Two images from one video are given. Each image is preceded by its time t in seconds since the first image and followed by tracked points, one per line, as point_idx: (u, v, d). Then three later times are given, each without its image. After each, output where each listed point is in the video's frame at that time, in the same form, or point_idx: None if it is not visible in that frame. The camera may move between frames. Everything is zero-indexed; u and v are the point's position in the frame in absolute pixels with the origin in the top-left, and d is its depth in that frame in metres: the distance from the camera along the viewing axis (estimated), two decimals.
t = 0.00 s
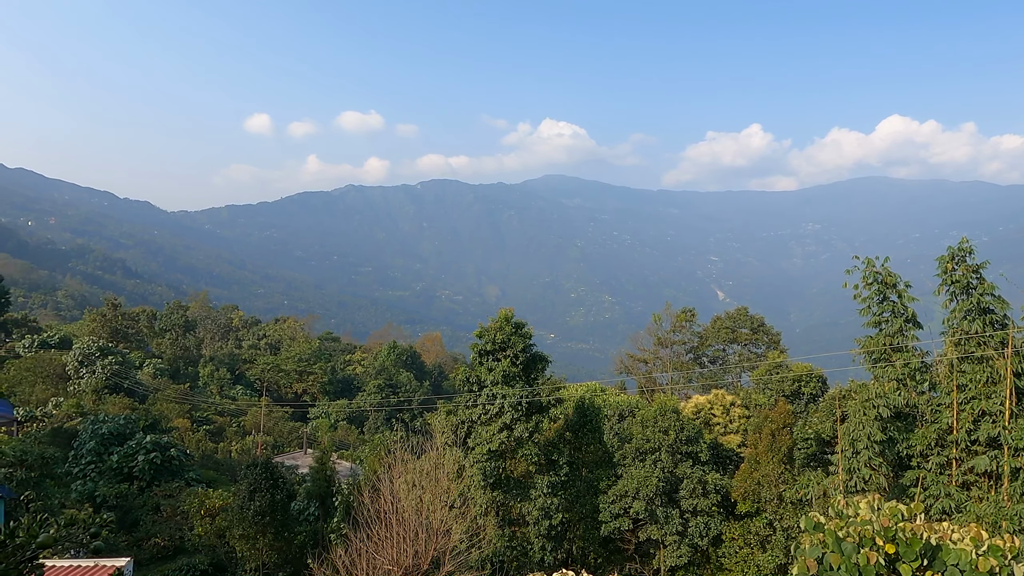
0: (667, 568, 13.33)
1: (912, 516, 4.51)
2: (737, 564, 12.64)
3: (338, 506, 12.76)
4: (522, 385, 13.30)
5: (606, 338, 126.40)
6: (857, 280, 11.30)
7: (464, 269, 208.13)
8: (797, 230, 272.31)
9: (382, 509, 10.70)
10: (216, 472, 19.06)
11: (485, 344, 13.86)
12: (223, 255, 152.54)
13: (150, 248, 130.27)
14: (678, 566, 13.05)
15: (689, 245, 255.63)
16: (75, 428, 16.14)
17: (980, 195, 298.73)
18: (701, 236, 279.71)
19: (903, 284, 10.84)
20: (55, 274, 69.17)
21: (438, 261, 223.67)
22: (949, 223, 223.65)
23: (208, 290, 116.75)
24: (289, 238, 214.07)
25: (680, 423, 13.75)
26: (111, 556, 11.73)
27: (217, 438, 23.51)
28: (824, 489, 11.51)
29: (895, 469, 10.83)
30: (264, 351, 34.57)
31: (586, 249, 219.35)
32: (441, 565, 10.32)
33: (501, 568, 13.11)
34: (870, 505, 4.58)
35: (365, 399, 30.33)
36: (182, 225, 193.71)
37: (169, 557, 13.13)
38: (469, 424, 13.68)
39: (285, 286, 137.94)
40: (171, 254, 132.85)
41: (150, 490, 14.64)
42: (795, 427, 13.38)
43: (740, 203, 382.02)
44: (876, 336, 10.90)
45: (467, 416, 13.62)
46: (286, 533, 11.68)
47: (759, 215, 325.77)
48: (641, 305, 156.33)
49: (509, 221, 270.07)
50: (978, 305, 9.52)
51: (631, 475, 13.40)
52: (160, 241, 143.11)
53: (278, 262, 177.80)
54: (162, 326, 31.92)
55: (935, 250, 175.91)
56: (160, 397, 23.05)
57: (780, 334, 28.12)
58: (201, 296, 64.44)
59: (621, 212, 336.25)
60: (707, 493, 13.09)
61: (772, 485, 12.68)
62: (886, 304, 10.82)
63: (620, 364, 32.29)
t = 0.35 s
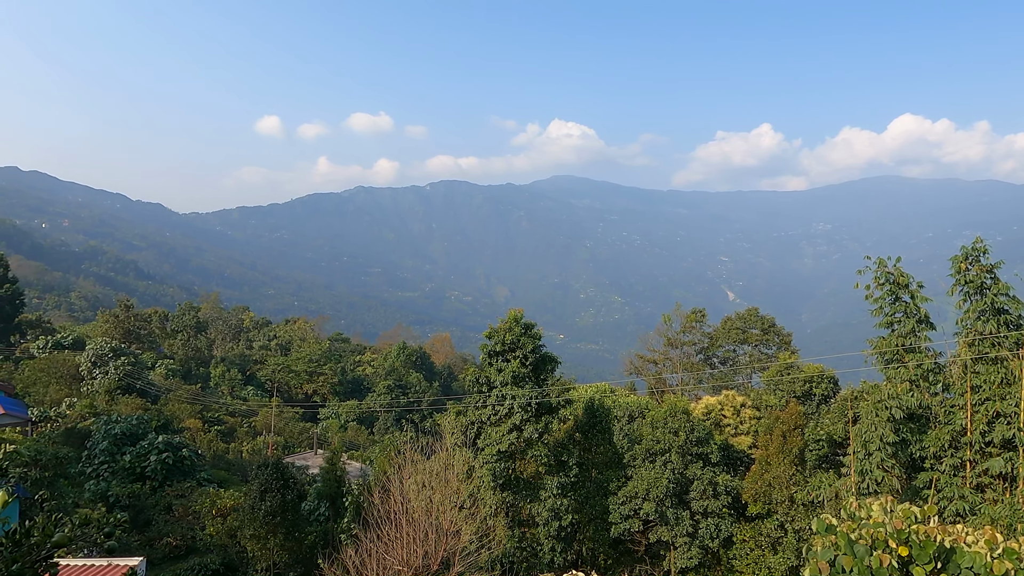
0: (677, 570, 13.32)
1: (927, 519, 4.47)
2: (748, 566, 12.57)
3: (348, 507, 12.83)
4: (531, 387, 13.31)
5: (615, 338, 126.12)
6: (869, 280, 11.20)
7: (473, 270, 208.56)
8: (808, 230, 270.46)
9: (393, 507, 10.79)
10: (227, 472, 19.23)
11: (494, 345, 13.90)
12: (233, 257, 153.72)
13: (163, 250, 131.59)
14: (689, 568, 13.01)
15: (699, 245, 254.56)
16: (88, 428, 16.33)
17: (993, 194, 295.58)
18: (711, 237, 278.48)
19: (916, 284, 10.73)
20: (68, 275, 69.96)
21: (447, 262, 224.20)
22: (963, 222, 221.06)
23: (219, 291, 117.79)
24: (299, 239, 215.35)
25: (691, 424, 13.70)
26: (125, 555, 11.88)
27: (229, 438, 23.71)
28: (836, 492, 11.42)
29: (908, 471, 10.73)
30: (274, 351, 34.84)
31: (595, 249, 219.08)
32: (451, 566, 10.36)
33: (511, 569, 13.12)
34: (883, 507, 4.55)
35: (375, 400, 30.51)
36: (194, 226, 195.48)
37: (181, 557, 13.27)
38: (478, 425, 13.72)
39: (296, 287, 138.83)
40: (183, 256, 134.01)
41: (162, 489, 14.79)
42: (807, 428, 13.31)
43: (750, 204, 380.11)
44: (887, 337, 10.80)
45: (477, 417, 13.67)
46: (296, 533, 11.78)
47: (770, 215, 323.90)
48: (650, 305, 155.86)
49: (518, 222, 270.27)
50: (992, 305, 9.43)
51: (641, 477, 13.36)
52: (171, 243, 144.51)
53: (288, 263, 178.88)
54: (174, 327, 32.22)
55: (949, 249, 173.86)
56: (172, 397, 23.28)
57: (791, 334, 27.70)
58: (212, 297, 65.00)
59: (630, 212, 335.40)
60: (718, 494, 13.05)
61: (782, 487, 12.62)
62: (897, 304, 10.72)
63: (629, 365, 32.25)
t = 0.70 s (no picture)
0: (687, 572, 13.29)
1: (938, 521, 4.42)
2: (758, 566, 12.54)
3: (358, 507, 12.90)
4: (541, 387, 13.32)
5: (625, 339, 125.73)
6: (881, 279, 11.12)
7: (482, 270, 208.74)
8: (818, 230, 268.42)
9: (403, 507, 10.84)
10: (238, 472, 19.39)
11: (504, 345, 13.90)
12: (244, 258, 154.82)
13: (174, 251, 132.75)
14: (699, 569, 12.97)
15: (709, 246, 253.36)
16: (101, 428, 16.52)
17: (1007, 194, 292.42)
18: (721, 237, 277.13)
19: (929, 284, 10.65)
20: (81, 277, 70.65)
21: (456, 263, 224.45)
22: (977, 221, 218.40)
23: (230, 292, 118.78)
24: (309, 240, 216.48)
25: (701, 425, 13.65)
26: (137, 554, 12.02)
27: (239, 438, 23.86)
28: (847, 493, 11.31)
29: (920, 472, 10.68)
30: (285, 351, 35.11)
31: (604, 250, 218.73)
32: (460, 566, 10.39)
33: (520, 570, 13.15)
34: (895, 509, 4.53)
35: (384, 400, 30.67)
36: (205, 228, 197.19)
37: (193, 556, 13.42)
38: (488, 425, 13.75)
39: (306, 288, 139.64)
40: (194, 257, 135.02)
41: (174, 489, 14.95)
42: (818, 429, 13.27)
43: (760, 204, 377.97)
44: (899, 337, 10.73)
45: (486, 418, 13.71)
46: (307, 533, 11.86)
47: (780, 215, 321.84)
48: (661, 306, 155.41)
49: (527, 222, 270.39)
50: (1006, 306, 9.35)
51: (651, 478, 13.34)
52: (183, 244, 145.71)
53: (299, 264, 179.87)
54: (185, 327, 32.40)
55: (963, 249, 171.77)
56: (183, 397, 23.50)
57: (802, 334, 27.59)
58: (223, 298, 65.40)
59: (639, 212, 334.44)
60: (728, 496, 13.03)
61: (794, 488, 12.56)
62: (909, 304, 10.66)
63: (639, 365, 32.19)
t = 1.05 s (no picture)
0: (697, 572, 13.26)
1: (953, 523, 4.37)
2: (768, 567, 12.51)
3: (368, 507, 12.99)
4: (550, 387, 13.36)
5: (634, 339, 125.45)
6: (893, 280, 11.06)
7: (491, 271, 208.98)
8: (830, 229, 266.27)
9: (412, 507, 10.91)
10: (249, 472, 19.58)
11: (513, 345, 13.95)
12: (255, 259, 155.99)
13: (185, 252, 133.96)
14: (709, 570, 12.95)
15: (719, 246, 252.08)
16: (113, 428, 16.72)
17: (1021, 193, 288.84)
18: (731, 237, 275.68)
19: (942, 284, 10.58)
20: (94, 277, 71.49)
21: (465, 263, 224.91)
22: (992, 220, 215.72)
23: (241, 292, 119.77)
24: (319, 240, 217.63)
25: (711, 426, 13.64)
26: (149, 552, 12.18)
27: (250, 438, 24.07)
28: (858, 494, 11.26)
29: (934, 473, 10.58)
30: (295, 351, 35.34)
31: (613, 249, 218.24)
32: (469, 566, 10.45)
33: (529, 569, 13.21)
34: (908, 510, 4.51)
35: (394, 400, 30.81)
36: (216, 228, 198.93)
37: (205, 554, 13.55)
38: (498, 426, 13.79)
39: (316, 288, 140.44)
40: (205, 257, 136.14)
41: (185, 488, 15.13)
42: (829, 430, 13.19)
43: (770, 203, 375.66)
44: (911, 337, 10.66)
45: (496, 418, 13.76)
46: (317, 532, 11.98)
47: (791, 215, 319.66)
48: (670, 306, 154.91)
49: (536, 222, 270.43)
50: (1021, 306, 9.26)
51: (660, 479, 13.33)
52: (194, 245, 146.96)
53: (309, 265, 180.91)
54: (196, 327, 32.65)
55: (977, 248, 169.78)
56: (194, 398, 23.73)
57: (813, 335, 27.43)
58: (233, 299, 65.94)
59: (648, 212, 333.37)
60: (738, 497, 12.99)
61: (805, 489, 12.50)
62: (923, 303, 10.58)
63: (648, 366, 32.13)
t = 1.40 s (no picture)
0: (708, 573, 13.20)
1: (968, 525, 4.28)
2: (779, 568, 12.42)
3: (378, 506, 13.05)
4: (559, 387, 13.36)
5: (644, 339, 125.16)
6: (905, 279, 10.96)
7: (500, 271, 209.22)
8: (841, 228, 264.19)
9: (422, 507, 10.95)
10: (259, 471, 19.72)
11: (522, 345, 13.94)
12: (265, 259, 157.10)
13: (196, 252, 135.16)
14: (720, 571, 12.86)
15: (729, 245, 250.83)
16: (125, 427, 16.88)
17: None
18: (741, 236, 274.24)
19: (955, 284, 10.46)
20: (107, 278, 72.34)
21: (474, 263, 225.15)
22: (1007, 219, 212.91)
23: (251, 292, 120.46)
24: (328, 241, 218.75)
25: (721, 425, 13.57)
26: (162, 549, 12.32)
27: (261, 437, 24.25)
28: (871, 495, 11.12)
29: (947, 474, 10.46)
30: (305, 351, 35.56)
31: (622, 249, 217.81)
32: (479, 566, 10.48)
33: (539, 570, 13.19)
34: (920, 511, 4.44)
35: (404, 399, 30.92)
36: (227, 229, 200.41)
37: (216, 552, 13.67)
38: (507, 426, 13.82)
39: (325, 288, 141.21)
40: (216, 258, 137.27)
41: (197, 486, 15.27)
42: (841, 430, 13.08)
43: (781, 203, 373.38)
44: (924, 337, 10.55)
45: (505, 418, 13.78)
46: (327, 531, 12.03)
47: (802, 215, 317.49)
48: (680, 305, 154.40)
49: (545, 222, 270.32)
50: None
51: (670, 479, 13.31)
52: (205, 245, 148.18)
53: (319, 265, 181.96)
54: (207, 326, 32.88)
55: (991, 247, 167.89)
56: (205, 397, 23.96)
57: (825, 335, 27.10)
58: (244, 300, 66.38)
59: (658, 211, 332.41)
60: (749, 498, 12.92)
61: (816, 490, 12.40)
62: (935, 303, 10.48)
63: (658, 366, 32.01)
